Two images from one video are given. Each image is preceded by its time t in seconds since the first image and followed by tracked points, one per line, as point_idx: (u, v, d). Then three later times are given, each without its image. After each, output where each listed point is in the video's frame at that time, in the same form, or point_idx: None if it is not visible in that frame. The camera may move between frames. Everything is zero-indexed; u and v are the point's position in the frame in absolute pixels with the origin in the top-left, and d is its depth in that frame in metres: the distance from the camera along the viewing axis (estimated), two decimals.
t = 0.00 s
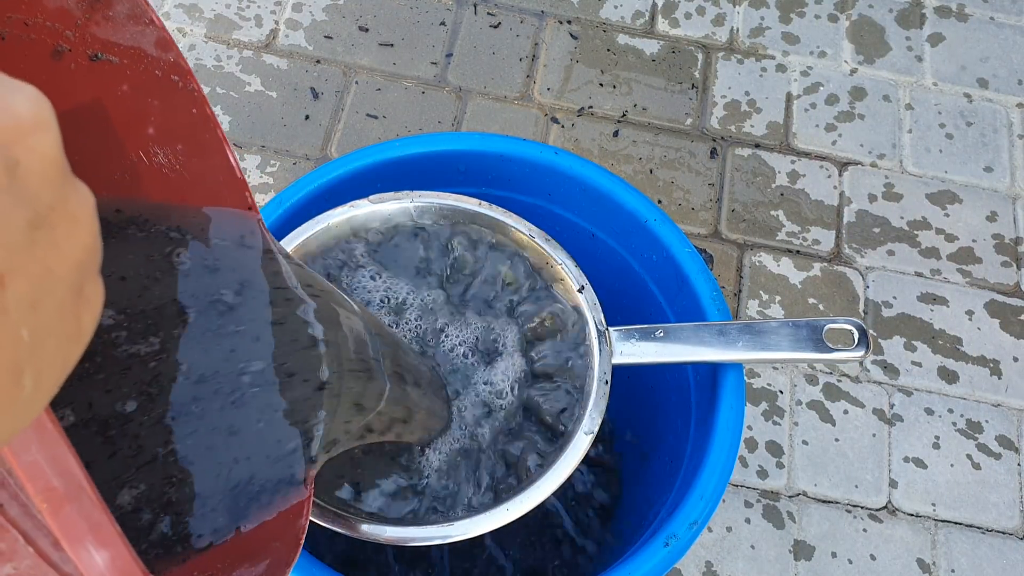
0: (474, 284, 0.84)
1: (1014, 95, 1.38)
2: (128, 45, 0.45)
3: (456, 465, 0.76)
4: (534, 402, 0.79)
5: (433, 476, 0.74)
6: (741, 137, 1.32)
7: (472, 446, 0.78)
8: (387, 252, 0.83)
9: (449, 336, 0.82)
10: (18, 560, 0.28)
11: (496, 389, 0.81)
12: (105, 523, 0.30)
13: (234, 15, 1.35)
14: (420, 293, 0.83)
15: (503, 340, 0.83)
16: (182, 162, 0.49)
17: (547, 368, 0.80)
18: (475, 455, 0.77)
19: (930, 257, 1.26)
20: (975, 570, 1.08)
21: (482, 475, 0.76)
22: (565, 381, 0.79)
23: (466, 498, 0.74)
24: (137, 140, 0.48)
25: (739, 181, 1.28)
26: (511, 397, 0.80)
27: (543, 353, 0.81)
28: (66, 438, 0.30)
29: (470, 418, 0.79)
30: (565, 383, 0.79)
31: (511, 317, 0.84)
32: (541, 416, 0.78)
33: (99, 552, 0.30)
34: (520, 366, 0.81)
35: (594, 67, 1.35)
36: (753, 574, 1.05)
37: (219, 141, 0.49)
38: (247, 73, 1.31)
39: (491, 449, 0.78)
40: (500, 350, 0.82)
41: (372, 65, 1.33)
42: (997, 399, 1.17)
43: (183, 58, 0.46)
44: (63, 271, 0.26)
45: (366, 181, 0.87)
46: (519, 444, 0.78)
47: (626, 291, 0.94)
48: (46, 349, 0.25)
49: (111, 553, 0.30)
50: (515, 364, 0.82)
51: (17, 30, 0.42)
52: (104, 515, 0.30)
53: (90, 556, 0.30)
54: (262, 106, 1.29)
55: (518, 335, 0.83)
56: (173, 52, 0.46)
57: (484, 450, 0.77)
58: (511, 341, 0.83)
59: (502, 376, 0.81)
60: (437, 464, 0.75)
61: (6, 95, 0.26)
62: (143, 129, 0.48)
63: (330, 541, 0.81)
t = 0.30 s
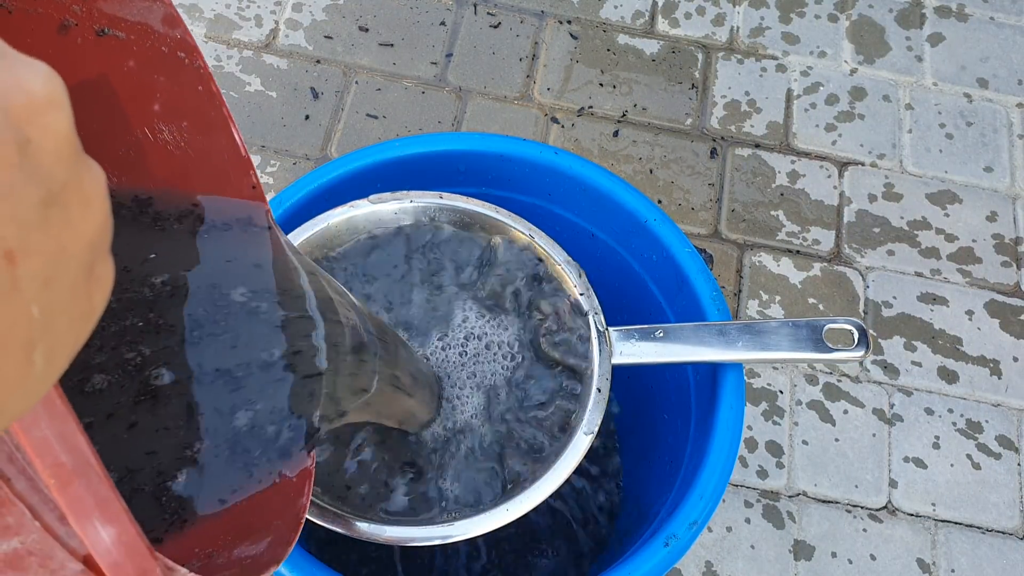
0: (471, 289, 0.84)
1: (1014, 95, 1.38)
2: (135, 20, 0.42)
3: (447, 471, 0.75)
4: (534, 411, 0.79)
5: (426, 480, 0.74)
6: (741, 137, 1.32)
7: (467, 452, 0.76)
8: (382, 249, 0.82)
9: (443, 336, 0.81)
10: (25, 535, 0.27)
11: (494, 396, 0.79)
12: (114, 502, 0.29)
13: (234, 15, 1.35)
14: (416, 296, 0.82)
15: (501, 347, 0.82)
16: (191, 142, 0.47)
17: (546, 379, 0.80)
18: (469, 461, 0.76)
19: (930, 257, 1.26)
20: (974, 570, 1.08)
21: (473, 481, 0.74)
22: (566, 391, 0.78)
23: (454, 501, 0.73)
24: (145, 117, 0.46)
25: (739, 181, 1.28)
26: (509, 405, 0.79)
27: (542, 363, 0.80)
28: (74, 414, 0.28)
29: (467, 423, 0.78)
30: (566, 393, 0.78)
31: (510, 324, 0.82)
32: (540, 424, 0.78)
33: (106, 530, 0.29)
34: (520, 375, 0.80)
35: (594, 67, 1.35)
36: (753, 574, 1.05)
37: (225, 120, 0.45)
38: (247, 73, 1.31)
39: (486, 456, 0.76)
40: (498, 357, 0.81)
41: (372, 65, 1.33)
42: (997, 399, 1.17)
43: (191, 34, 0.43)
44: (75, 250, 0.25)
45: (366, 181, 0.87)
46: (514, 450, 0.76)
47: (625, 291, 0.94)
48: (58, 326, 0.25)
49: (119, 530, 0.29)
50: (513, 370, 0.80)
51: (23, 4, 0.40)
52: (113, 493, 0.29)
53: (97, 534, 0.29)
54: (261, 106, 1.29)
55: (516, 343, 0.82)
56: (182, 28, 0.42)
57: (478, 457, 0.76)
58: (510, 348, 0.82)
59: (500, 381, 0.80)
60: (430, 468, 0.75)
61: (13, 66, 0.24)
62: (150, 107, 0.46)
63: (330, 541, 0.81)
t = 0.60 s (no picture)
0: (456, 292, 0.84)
1: (1014, 95, 1.38)
2: None
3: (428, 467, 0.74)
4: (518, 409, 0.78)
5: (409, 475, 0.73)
6: (741, 137, 1.32)
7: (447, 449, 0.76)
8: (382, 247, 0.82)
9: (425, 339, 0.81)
10: None
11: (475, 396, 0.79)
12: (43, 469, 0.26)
13: (234, 15, 1.35)
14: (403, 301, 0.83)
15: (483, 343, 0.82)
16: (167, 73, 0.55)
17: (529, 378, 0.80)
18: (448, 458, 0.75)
19: (930, 257, 1.26)
20: (975, 570, 1.08)
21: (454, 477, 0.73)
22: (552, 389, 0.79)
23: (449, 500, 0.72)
24: (123, 64, 0.56)
25: (739, 181, 1.28)
26: (491, 403, 0.79)
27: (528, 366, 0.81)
28: None
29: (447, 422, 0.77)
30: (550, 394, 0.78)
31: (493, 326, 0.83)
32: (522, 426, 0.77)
33: (47, 500, 0.26)
34: (504, 376, 0.80)
35: (594, 67, 1.35)
36: (753, 574, 1.05)
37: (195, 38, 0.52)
38: (247, 73, 1.31)
39: (468, 453, 0.76)
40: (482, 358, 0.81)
41: (372, 65, 1.33)
42: (997, 399, 1.17)
43: None
44: None
45: (365, 181, 0.87)
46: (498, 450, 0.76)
47: (625, 291, 0.94)
48: None
49: (62, 499, 0.27)
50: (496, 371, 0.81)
51: None
52: (38, 460, 0.26)
53: (38, 504, 0.26)
54: (261, 107, 1.29)
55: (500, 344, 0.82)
56: None
57: (459, 455, 0.75)
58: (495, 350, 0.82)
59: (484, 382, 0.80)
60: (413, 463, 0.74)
61: None
62: (122, 49, 0.55)
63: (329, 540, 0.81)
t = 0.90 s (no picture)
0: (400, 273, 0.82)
1: (1014, 95, 1.38)
2: None
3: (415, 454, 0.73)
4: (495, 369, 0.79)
5: (402, 470, 0.72)
6: (740, 137, 1.32)
7: (420, 428, 0.75)
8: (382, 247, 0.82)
9: (345, 335, 0.78)
10: None
11: (417, 371, 0.78)
12: None
13: (234, 15, 1.35)
14: (316, 302, 0.79)
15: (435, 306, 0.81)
16: None
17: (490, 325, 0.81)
18: (430, 433, 0.75)
19: (930, 257, 1.26)
20: (975, 570, 1.08)
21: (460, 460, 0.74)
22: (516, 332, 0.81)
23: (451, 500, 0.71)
24: None
25: (739, 181, 1.28)
26: (439, 370, 0.78)
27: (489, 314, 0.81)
28: None
29: (385, 407, 0.76)
30: (518, 337, 0.81)
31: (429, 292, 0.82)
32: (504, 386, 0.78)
33: None
34: (454, 333, 0.80)
35: (594, 67, 1.36)
36: (753, 574, 1.05)
37: None
38: (247, 73, 1.31)
39: (442, 421, 0.75)
40: (420, 328, 0.79)
41: (372, 65, 1.33)
42: (997, 399, 1.17)
43: None
44: None
45: (366, 183, 0.88)
46: (488, 413, 0.76)
47: (625, 292, 0.94)
48: None
49: None
50: (439, 334, 0.80)
51: None
52: None
53: None
54: (262, 107, 1.29)
55: (472, 299, 0.82)
56: None
57: (442, 424, 0.75)
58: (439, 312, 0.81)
59: (417, 353, 0.78)
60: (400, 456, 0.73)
61: None
62: None
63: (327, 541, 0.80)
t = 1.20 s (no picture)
0: (376, 281, 0.81)
1: (1014, 95, 1.38)
2: None
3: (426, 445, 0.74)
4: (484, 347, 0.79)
5: (423, 466, 0.73)
6: (740, 137, 1.32)
7: (419, 421, 0.75)
8: (381, 247, 0.82)
9: (309, 367, 0.76)
10: None
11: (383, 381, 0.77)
12: None
13: (234, 15, 1.35)
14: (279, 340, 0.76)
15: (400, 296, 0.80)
16: None
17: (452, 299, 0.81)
18: (430, 417, 0.75)
19: (930, 257, 1.26)
20: (975, 570, 1.08)
21: (482, 437, 0.75)
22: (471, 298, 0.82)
23: (454, 498, 0.72)
24: None
25: (739, 181, 1.28)
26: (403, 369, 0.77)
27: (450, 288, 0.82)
28: None
29: (364, 423, 0.74)
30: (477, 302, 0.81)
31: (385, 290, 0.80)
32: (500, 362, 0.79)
33: None
34: (413, 317, 0.80)
35: (594, 67, 1.35)
36: (753, 574, 1.05)
37: None
38: (247, 73, 1.31)
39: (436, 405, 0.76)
40: (408, 326, 0.79)
41: (372, 65, 1.33)
42: (997, 399, 1.17)
43: None
44: None
45: (365, 183, 0.87)
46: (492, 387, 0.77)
47: (626, 292, 0.94)
48: None
49: None
50: (406, 330, 0.79)
51: None
52: None
53: None
54: (262, 107, 1.29)
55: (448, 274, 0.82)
56: None
57: (442, 403, 0.76)
58: (398, 302, 0.80)
59: (378, 363, 0.77)
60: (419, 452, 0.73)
61: None
62: None
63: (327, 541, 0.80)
